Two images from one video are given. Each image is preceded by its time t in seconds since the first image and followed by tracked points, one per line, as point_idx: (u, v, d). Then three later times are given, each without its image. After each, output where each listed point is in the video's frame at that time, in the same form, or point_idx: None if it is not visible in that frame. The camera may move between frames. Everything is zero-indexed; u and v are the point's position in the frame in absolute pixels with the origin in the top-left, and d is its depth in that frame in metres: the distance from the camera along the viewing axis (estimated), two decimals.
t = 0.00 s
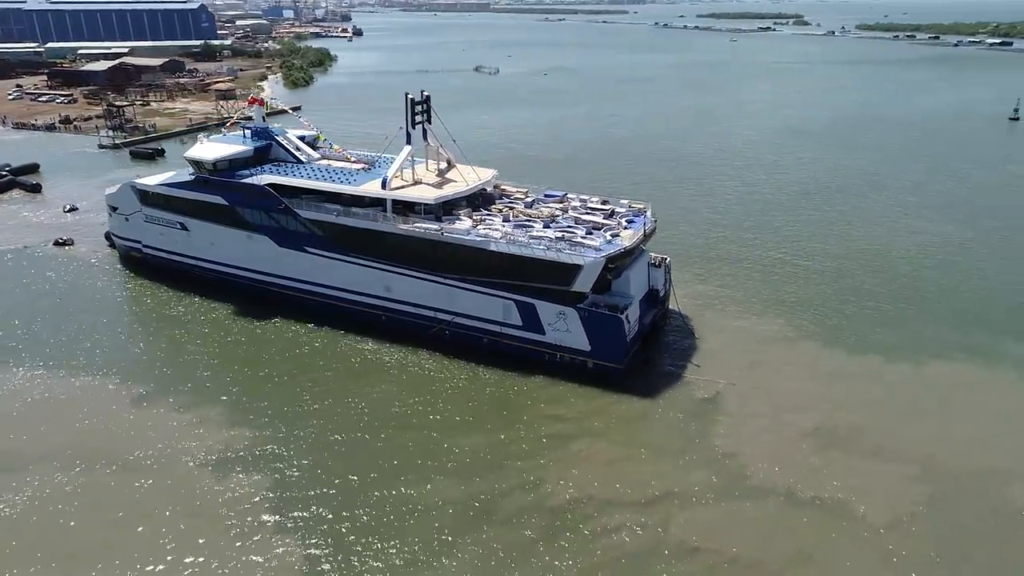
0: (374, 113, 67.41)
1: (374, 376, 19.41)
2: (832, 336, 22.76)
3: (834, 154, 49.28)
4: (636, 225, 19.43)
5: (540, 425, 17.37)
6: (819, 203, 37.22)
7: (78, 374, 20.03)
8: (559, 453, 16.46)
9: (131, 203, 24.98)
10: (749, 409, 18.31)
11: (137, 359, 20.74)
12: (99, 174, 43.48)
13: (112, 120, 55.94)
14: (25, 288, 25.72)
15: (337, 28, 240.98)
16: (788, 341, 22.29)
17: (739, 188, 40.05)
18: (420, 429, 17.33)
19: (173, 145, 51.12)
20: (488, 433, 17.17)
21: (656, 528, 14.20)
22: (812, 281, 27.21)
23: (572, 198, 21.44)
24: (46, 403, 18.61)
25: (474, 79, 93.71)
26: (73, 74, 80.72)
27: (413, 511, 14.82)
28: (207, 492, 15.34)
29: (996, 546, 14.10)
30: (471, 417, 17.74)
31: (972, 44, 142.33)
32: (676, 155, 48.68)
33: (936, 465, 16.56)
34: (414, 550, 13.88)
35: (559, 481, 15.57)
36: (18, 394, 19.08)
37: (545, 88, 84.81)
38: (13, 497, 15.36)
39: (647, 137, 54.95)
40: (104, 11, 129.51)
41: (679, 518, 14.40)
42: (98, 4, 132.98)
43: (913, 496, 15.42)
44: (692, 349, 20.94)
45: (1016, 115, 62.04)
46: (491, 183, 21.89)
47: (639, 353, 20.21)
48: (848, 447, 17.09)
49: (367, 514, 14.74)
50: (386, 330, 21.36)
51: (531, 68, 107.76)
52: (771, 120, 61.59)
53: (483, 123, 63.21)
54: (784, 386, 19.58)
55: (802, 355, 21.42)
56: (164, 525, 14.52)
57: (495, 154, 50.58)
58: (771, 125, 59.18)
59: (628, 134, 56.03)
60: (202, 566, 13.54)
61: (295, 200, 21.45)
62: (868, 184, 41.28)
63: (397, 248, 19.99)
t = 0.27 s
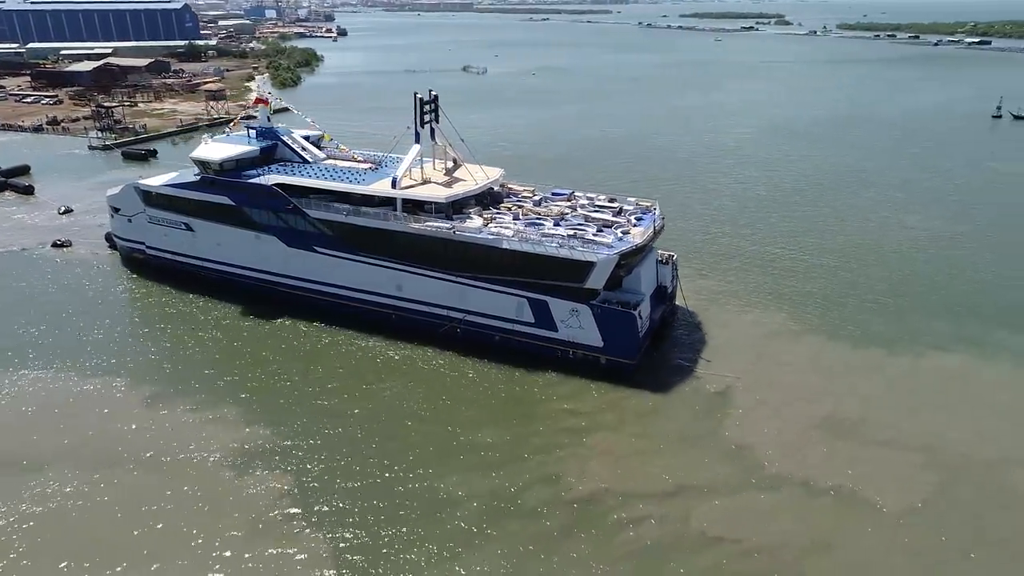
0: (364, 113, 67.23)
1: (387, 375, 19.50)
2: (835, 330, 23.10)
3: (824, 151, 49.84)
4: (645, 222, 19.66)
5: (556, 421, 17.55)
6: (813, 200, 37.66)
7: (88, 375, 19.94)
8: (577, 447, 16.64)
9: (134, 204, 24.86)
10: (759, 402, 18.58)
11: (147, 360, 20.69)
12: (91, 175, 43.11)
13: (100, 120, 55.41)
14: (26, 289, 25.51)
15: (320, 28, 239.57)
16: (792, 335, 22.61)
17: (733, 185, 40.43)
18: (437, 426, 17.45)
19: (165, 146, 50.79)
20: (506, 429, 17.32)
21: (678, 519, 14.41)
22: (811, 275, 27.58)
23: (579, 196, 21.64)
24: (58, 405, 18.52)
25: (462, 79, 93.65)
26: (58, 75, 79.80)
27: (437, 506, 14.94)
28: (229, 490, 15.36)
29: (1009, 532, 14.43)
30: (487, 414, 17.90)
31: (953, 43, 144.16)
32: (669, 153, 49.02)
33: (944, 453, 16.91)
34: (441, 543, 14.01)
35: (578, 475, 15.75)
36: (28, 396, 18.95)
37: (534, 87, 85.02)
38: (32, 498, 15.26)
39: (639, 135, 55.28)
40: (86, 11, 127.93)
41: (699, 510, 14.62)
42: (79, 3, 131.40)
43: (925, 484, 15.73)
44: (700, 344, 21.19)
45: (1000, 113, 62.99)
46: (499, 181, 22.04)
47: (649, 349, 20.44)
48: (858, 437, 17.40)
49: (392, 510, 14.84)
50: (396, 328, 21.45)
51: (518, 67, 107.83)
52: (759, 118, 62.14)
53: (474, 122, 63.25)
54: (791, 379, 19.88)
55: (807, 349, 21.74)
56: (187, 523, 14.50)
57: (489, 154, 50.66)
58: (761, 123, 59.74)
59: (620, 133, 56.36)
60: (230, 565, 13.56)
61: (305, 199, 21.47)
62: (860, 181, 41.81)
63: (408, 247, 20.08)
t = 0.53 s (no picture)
0: (356, 112, 67.09)
1: (401, 374, 19.59)
2: (838, 325, 23.44)
3: (815, 148, 50.38)
4: (654, 220, 19.89)
5: (571, 417, 17.72)
6: (807, 197, 38.08)
7: (100, 377, 19.88)
8: (594, 442, 16.83)
9: (139, 205, 24.75)
10: (769, 396, 18.85)
11: (158, 361, 20.64)
12: (85, 176, 42.77)
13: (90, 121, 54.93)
14: (29, 291, 25.36)
15: (304, 28, 238.06)
16: (796, 329, 22.94)
17: (728, 182, 40.82)
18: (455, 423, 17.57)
19: (157, 147, 50.50)
20: (523, 425, 17.47)
21: (698, 510, 14.61)
22: (810, 271, 27.95)
23: (586, 195, 21.81)
24: (71, 407, 18.47)
25: (451, 79, 93.60)
26: (43, 76, 78.98)
27: (461, 502, 15.08)
28: (252, 489, 15.40)
29: (1021, 518, 14.71)
30: (503, 411, 18.04)
31: (935, 43, 145.95)
32: (663, 150, 49.32)
33: (952, 442, 17.24)
34: (467, 538, 14.16)
35: (598, 470, 15.91)
36: (39, 398, 18.83)
37: (523, 87, 85.25)
38: (52, 499, 15.21)
39: (631, 134, 55.61)
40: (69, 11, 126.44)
41: (718, 502, 14.82)
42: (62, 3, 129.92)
43: (937, 474, 16.02)
44: (706, 339, 21.46)
45: (985, 111, 63.86)
46: (508, 180, 22.18)
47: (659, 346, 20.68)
48: (867, 429, 17.71)
49: (416, 507, 14.93)
50: (406, 327, 21.51)
51: (506, 67, 107.87)
52: (749, 116, 62.66)
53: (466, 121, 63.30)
54: (799, 374, 20.17)
55: (811, 343, 22.02)
56: (211, 523, 14.52)
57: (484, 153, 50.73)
58: (752, 121, 60.28)
59: (613, 132, 56.63)
60: (257, 564, 13.59)
61: (314, 199, 21.49)
62: (853, 178, 42.32)
63: (419, 246, 20.17)
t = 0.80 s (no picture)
0: (347, 112, 66.93)
1: (414, 372, 19.67)
2: (840, 319, 23.80)
3: (805, 147, 50.93)
4: (663, 218, 20.11)
5: (585, 413, 17.89)
6: (801, 194, 38.53)
7: (111, 379, 19.80)
8: (610, 436, 17.01)
9: (143, 207, 24.65)
10: (778, 390, 19.14)
11: (167, 362, 20.57)
12: (77, 178, 42.43)
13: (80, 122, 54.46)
14: (30, 294, 25.15)
15: (288, 28, 236.69)
16: (800, 324, 23.26)
17: (723, 180, 41.22)
18: (471, 421, 17.68)
19: (150, 149, 50.19)
20: (538, 421, 17.62)
21: (716, 503, 14.83)
22: (809, 267, 28.30)
23: (594, 193, 22.01)
24: (83, 409, 18.38)
25: (440, 79, 93.58)
26: (28, 77, 78.16)
27: (483, 497, 15.20)
28: (273, 488, 15.42)
29: None
30: (518, 407, 18.18)
31: (916, 42, 147.79)
32: (656, 149, 49.68)
33: (958, 433, 17.59)
34: (491, 533, 14.28)
35: (616, 464, 16.09)
36: (50, 401, 18.71)
37: (513, 86, 85.46)
38: (72, 502, 15.13)
39: (624, 133, 55.92)
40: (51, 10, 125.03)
41: (736, 495, 15.03)
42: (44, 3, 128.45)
43: (947, 464, 16.34)
44: (713, 335, 21.73)
45: (969, 109, 64.81)
46: (516, 179, 22.34)
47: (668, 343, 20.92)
48: (875, 420, 18.04)
49: (439, 503, 15.03)
50: (416, 327, 21.59)
51: (494, 67, 107.98)
52: (739, 115, 63.19)
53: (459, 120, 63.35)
54: (805, 367, 20.49)
55: (815, 338, 22.35)
56: (236, 522, 14.52)
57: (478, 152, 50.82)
58: (742, 119, 60.85)
59: (606, 131, 56.92)
60: (283, 561, 13.62)
61: (324, 199, 21.54)
62: (845, 176, 42.84)
63: (430, 245, 20.28)
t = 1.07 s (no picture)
0: (337, 112, 66.69)
1: (426, 371, 19.77)
2: (841, 314, 24.18)
3: (794, 144, 51.53)
4: (671, 215, 20.39)
5: (599, 408, 18.08)
6: (794, 191, 38.99)
7: (121, 380, 19.69)
8: (624, 431, 17.21)
9: (146, 208, 24.52)
10: (786, 383, 19.44)
11: (176, 363, 20.50)
12: (68, 179, 42.00)
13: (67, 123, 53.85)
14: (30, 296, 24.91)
15: (271, 28, 234.98)
16: (802, 319, 23.61)
17: (717, 178, 41.62)
18: (487, 417, 17.80)
19: (140, 150, 49.78)
20: (553, 417, 17.79)
21: (733, 495, 15.08)
22: (807, 263, 28.70)
23: (600, 191, 22.25)
24: (95, 411, 18.27)
25: (428, 79, 93.49)
26: (11, 78, 77.13)
27: (504, 493, 15.35)
28: (294, 487, 15.47)
29: None
30: (531, 403, 18.33)
31: (895, 41, 149.65)
32: (648, 147, 50.00)
33: (963, 423, 17.99)
34: (515, 527, 14.43)
35: (632, 458, 16.31)
36: (62, 403, 18.58)
37: (502, 86, 85.59)
38: (94, 505, 15.08)
39: (615, 132, 56.22)
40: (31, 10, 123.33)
41: (752, 486, 15.29)
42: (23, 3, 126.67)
43: (954, 453, 16.71)
44: (719, 330, 22.01)
45: (952, 108, 65.83)
46: (523, 177, 22.53)
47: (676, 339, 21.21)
48: (881, 411, 18.40)
49: (461, 499, 15.16)
50: (426, 325, 21.68)
51: (481, 66, 107.99)
52: (727, 114, 63.73)
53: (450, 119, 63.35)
54: (810, 360, 20.83)
55: (818, 332, 22.70)
56: (262, 521, 14.55)
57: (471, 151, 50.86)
58: (730, 118, 61.41)
59: (597, 130, 57.17)
60: (310, 559, 13.68)
61: (332, 199, 21.61)
62: (836, 173, 43.41)
63: (440, 244, 20.41)
